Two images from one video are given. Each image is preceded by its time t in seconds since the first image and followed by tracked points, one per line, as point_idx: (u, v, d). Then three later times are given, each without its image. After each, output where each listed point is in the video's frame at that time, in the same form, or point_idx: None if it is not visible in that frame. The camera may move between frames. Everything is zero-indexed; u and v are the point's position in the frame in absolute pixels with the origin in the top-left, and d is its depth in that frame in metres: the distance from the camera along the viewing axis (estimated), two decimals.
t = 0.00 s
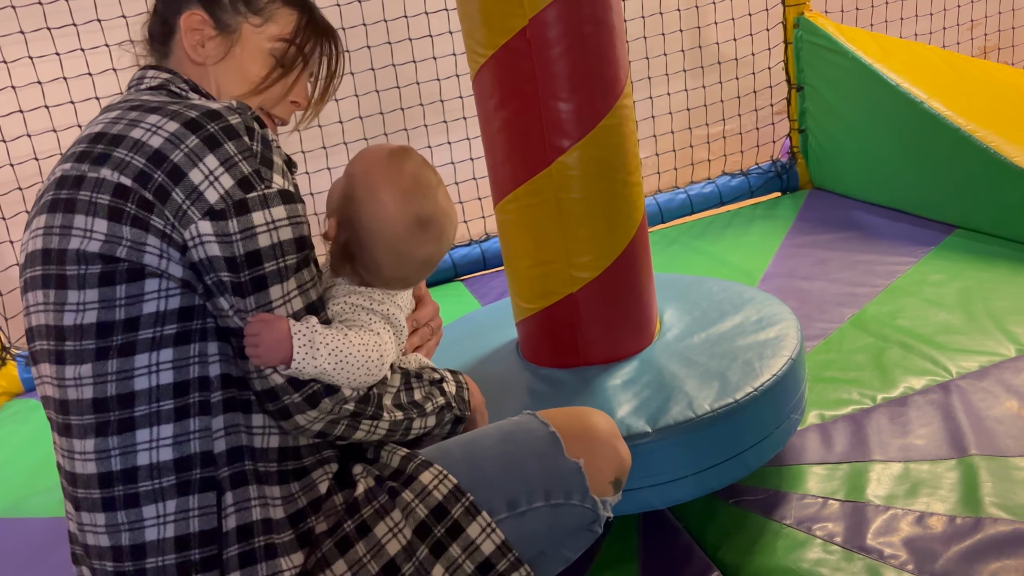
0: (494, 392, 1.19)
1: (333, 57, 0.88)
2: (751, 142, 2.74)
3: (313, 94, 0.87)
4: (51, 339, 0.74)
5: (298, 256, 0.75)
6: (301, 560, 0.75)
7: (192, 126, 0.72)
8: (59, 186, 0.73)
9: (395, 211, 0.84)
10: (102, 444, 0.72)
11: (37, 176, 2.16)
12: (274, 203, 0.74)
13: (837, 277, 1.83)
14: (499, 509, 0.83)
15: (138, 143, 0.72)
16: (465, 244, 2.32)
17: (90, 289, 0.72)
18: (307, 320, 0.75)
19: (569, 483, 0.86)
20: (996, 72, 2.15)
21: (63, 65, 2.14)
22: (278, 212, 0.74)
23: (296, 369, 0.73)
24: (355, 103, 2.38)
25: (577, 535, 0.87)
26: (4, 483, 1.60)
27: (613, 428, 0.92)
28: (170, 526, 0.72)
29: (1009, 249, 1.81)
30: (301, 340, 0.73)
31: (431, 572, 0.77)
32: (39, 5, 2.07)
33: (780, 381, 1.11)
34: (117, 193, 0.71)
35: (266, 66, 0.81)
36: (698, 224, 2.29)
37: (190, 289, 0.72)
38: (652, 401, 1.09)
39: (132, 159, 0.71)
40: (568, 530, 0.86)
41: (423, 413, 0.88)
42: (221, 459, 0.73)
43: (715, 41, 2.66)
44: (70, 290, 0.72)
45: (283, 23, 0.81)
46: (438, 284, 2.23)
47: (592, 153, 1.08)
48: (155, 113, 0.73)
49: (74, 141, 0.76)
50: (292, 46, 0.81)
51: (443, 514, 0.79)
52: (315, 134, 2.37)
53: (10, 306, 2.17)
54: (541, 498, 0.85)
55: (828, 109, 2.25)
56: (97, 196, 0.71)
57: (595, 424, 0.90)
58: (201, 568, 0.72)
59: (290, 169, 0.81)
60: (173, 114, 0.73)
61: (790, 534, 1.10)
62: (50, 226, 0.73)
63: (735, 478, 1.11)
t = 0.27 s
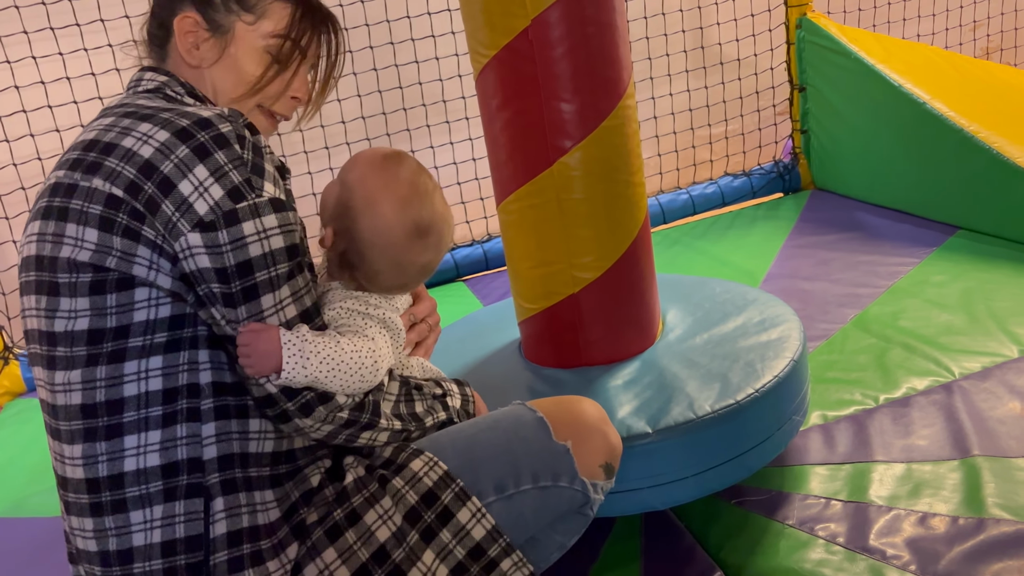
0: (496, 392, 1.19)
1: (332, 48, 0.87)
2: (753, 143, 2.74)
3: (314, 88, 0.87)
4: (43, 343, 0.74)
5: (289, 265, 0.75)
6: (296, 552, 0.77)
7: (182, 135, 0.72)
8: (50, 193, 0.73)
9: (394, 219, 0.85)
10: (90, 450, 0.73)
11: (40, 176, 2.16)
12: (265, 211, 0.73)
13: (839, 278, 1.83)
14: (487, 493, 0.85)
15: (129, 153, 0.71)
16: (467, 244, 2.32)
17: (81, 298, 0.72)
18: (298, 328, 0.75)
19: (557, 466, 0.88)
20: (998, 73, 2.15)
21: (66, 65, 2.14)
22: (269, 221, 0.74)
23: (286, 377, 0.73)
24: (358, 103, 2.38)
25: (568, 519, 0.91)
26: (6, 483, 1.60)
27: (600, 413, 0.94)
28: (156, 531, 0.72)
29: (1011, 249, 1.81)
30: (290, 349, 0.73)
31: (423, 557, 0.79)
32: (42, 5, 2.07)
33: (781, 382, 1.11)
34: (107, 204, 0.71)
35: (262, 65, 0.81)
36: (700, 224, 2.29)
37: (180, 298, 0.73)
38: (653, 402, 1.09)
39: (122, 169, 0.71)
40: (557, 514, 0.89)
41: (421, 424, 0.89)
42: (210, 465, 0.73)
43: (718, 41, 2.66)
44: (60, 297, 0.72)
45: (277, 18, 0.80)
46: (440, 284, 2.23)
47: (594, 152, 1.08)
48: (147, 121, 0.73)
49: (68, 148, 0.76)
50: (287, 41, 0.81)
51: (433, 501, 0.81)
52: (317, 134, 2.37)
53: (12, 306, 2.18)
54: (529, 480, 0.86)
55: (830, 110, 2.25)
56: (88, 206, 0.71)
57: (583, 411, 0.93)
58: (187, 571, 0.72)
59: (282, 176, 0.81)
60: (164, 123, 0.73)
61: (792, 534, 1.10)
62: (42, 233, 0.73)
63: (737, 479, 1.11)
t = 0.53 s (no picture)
0: (496, 391, 1.19)
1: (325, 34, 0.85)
2: (753, 143, 2.74)
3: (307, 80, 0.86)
4: (44, 339, 0.74)
5: (288, 261, 0.76)
6: (300, 550, 0.76)
7: (180, 131, 0.72)
8: (51, 189, 0.74)
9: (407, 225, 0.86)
10: (92, 445, 0.73)
11: (40, 176, 2.16)
12: (263, 208, 0.74)
13: (839, 278, 1.83)
14: (492, 493, 0.86)
15: (127, 149, 0.71)
16: (467, 244, 2.32)
17: (81, 293, 0.72)
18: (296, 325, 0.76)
19: (559, 465, 0.88)
20: (998, 74, 2.15)
21: (66, 65, 2.14)
22: (268, 217, 0.74)
23: (284, 374, 0.74)
24: (358, 103, 2.38)
25: (568, 516, 0.91)
26: (6, 483, 1.60)
27: (598, 411, 0.95)
28: (159, 527, 0.72)
29: (1011, 250, 1.81)
30: (288, 345, 0.73)
31: (430, 557, 0.79)
32: (42, 5, 2.07)
33: (781, 383, 1.10)
34: (106, 199, 0.71)
35: (252, 61, 0.81)
36: (700, 225, 2.29)
37: (179, 294, 0.73)
38: (653, 402, 1.09)
39: (120, 165, 0.71)
40: (559, 512, 0.89)
41: (421, 421, 0.89)
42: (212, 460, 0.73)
43: (718, 42, 2.66)
44: (61, 293, 0.73)
45: (264, 13, 0.79)
46: (440, 284, 2.23)
47: (594, 152, 1.08)
48: (145, 117, 0.73)
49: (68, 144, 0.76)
50: (276, 36, 0.80)
51: (438, 501, 0.81)
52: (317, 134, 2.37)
53: (12, 306, 2.18)
54: (532, 481, 0.87)
55: (830, 110, 2.25)
56: (86, 202, 0.71)
57: (581, 408, 0.93)
58: (190, 567, 0.72)
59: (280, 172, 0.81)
60: (162, 119, 0.73)
61: (792, 534, 1.10)
62: (42, 229, 0.73)
63: (736, 480, 1.11)
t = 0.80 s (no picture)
0: (496, 392, 1.19)
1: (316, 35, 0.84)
2: (754, 143, 2.74)
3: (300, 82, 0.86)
4: (42, 343, 0.75)
5: (282, 264, 0.75)
6: (304, 548, 0.76)
7: (175, 135, 0.73)
8: (47, 194, 0.74)
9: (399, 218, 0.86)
10: (92, 448, 0.73)
11: (41, 177, 2.17)
12: (258, 211, 0.73)
13: (840, 279, 1.83)
14: (496, 489, 0.86)
15: (122, 153, 0.72)
16: (468, 245, 2.32)
17: (78, 297, 0.72)
18: (289, 328, 0.75)
19: (560, 459, 0.88)
20: (998, 74, 2.15)
21: (67, 66, 2.14)
22: (262, 220, 0.74)
23: (276, 377, 0.73)
24: (358, 104, 2.38)
25: (569, 510, 0.90)
26: (7, 483, 1.60)
27: (597, 407, 0.95)
28: (162, 528, 0.72)
29: (1012, 250, 1.81)
30: (280, 349, 0.73)
31: (434, 553, 0.79)
32: (43, 6, 2.07)
33: (781, 383, 1.10)
34: (102, 203, 0.71)
35: (244, 65, 0.81)
36: (700, 225, 2.29)
37: (176, 296, 0.73)
38: (653, 403, 1.09)
39: (116, 169, 0.71)
40: (561, 506, 0.89)
41: (420, 421, 0.89)
42: (214, 460, 0.73)
43: (718, 42, 2.66)
44: (58, 297, 0.73)
45: (253, 16, 0.79)
46: (441, 284, 2.23)
47: (595, 153, 1.08)
48: (140, 121, 0.73)
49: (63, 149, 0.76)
50: (267, 38, 0.80)
51: (442, 497, 0.82)
52: (317, 135, 2.37)
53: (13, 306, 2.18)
54: (534, 476, 0.87)
55: (830, 110, 2.25)
56: (83, 206, 0.71)
57: (580, 404, 0.93)
58: (194, 567, 0.72)
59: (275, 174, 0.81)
60: (157, 123, 0.73)
61: (793, 535, 1.10)
62: (39, 233, 0.73)
63: (737, 480, 1.11)
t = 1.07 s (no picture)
0: (494, 392, 1.19)
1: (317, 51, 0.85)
2: (753, 143, 2.74)
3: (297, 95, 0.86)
4: (34, 349, 0.75)
5: (271, 266, 0.75)
6: (299, 550, 0.76)
7: (161, 138, 0.72)
8: (37, 199, 0.74)
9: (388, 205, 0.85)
10: (85, 452, 0.73)
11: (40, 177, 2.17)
12: (246, 213, 0.73)
13: (839, 278, 1.82)
14: (494, 490, 0.85)
15: (109, 157, 0.72)
16: (467, 244, 2.32)
17: (67, 302, 0.72)
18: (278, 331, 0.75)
19: (560, 462, 0.88)
20: (998, 73, 2.15)
21: (66, 66, 2.14)
22: (250, 222, 0.74)
23: (263, 381, 0.73)
24: (357, 104, 2.38)
25: (569, 512, 0.91)
26: (6, 484, 1.60)
27: (598, 410, 0.95)
28: (156, 532, 0.72)
29: (1011, 249, 1.81)
30: (267, 353, 0.73)
31: (431, 554, 0.79)
32: (42, 5, 2.07)
33: (780, 383, 1.10)
34: (90, 208, 0.71)
35: (243, 74, 0.80)
36: (700, 225, 2.29)
37: (166, 300, 0.73)
38: (652, 403, 1.09)
39: (103, 173, 0.71)
40: (561, 509, 0.89)
41: (415, 422, 0.89)
42: (207, 462, 0.73)
43: (718, 42, 2.66)
44: (49, 302, 0.73)
45: (257, 27, 0.79)
46: (440, 284, 2.23)
47: (594, 154, 1.08)
48: (127, 125, 0.73)
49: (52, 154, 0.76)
50: (269, 50, 0.80)
51: (440, 499, 0.81)
52: (316, 134, 2.37)
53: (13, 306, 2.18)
54: (533, 478, 0.87)
55: (829, 109, 2.25)
56: (71, 211, 0.72)
57: (581, 407, 0.93)
58: (189, 570, 0.72)
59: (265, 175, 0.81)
60: (144, 126, 0.73)
61: (791, 535, 1.10)
62: (29, 238, 0.74)
63: (736, 480, 1.11)
